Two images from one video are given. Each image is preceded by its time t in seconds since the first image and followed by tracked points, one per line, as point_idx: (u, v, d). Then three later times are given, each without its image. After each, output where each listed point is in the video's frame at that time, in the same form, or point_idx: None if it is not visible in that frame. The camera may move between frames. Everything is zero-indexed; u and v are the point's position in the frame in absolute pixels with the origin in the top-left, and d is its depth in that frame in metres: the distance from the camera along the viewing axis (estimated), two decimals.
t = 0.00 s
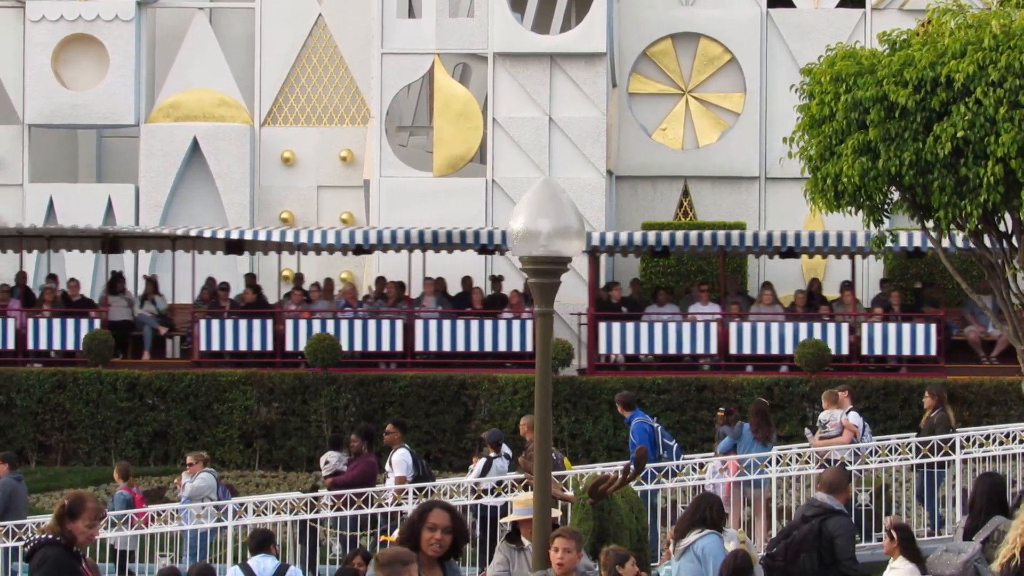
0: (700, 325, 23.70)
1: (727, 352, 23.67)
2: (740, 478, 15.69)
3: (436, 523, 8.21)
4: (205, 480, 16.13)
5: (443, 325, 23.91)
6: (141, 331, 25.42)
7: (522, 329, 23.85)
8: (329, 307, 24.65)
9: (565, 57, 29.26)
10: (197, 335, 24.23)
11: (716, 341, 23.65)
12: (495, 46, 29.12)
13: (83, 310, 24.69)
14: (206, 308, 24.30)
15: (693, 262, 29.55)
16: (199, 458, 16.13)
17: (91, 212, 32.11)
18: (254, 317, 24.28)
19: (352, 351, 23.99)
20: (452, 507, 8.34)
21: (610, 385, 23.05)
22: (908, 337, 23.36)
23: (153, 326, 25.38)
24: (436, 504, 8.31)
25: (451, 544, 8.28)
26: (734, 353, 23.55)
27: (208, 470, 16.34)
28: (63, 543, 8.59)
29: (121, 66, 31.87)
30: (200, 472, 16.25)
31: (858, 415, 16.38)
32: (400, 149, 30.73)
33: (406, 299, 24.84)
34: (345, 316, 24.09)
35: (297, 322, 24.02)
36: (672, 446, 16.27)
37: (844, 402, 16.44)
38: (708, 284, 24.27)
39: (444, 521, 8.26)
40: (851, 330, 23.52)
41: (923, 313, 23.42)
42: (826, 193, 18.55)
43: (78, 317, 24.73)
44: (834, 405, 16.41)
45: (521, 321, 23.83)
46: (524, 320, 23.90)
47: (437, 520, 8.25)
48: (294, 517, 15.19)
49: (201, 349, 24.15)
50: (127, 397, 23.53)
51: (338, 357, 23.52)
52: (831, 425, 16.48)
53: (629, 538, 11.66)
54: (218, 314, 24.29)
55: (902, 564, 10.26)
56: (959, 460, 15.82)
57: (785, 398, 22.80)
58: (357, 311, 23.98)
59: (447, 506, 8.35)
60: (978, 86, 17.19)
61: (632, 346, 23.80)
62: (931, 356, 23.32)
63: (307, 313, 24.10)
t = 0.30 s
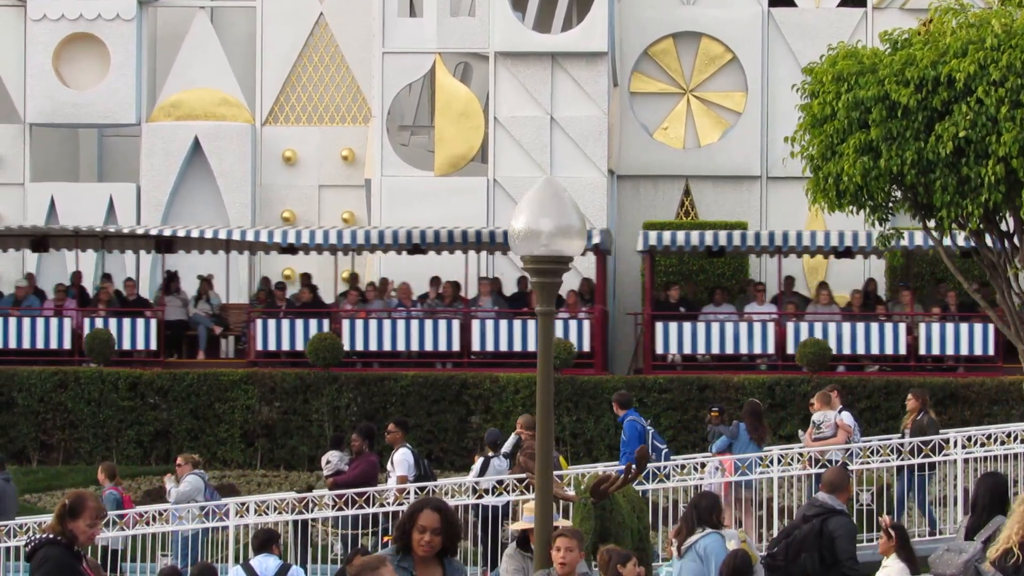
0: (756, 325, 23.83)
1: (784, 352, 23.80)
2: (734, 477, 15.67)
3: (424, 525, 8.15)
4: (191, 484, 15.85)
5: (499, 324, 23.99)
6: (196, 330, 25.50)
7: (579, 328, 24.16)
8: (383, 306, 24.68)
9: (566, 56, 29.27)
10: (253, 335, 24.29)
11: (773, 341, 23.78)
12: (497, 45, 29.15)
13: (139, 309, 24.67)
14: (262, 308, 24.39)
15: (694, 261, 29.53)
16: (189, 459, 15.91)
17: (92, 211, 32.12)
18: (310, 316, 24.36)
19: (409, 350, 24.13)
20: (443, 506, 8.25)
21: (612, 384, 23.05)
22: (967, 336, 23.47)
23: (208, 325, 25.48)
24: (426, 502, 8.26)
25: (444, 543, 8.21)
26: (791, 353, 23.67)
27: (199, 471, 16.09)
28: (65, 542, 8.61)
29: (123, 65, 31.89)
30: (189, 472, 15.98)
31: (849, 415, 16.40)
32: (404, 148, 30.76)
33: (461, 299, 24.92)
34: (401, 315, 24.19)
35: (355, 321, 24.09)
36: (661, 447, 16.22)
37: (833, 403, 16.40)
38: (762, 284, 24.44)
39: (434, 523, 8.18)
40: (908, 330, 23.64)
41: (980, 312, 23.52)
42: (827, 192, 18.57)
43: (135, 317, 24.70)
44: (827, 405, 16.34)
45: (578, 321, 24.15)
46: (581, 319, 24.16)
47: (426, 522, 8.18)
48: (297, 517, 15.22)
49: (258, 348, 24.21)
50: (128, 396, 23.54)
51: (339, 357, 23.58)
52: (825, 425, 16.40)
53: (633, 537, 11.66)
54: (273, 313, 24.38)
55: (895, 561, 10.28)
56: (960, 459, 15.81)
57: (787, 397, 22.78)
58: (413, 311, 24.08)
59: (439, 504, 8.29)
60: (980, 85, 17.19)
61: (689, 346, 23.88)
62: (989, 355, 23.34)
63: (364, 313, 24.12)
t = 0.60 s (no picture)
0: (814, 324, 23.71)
1: (841, 352, 23.69)
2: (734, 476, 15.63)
3: (424, 527, 8.14)
4: (171, 487, 15.85)
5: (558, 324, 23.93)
6: (251, 330, 25.45)
7: (636, 329, 23.90)
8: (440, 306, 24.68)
9: (567, 56, 29.29)
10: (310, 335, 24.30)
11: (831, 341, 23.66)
12: (498, 44, 29.14)
13: (195, 309, 24.63)
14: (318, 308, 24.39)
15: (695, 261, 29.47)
16: (175, 461, 15.85)
17: (93, 211, 32.12)
18: (366, 316, 24.31)
19: (466, 350, 24.12)
20: (444, 506, 8.23)
21: (612, 383, 23.05)
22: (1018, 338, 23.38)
23: (264, 325, 25.44)
24: (429, 503, 8.25)
25: (448, 543, 8.21)
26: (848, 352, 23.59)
27: (183, 473, 16.07)
28: (65, 540, 8.61)
29: (124, 65, 31.87)
30: (173, 473, 15.96)
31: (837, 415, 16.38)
32: (405, 147, 30.75)
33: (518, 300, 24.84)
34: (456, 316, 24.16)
35: (411, 322, 24.08)
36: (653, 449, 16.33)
37: (824, 405, 16.52)
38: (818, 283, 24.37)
39: (434, 525, 8.17)
40: (965, 330, 23.52)
41: None
42: (829, 192, 18.58)
43: (190, 317, 24.64)
44: (817, 406, 16.44)
45: (635, 321, 23.90)
46: (638, 319, 23.92)
47: (427, 525, 8.18)
48: (298, 516, 15.23)
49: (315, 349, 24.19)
50: (129, 395, 23.55)
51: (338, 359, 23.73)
52: (812, 427, 16.42)
53: (634, 538, 11.66)
54: (330, 313, 24.39)
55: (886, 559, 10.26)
56: (960, 458, 15.75)
57: (788, 396, 22.77)
58: (469, 310, 24.04)
59: (441, 504, 8.28)
60: (981, 84, 17.20)
61: (746, 345, 23.81)
62: None
63: (421, 313, 24.12)
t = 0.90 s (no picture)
0: (871, 325, 23.63)
1: (900, 353, 23.63)
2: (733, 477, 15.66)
3: (434, 526, 7.77)
4: (155, 488, 15.69)
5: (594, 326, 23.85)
6: (307, 331, 25.34)
7: (693, 330, 23.76)
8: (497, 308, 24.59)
9: (569, 56, 29.30)
10: (368, 336, 24.25)
11: (890, 342, 23.59)
12: (500, 45, 29.14)
13: (251, 311, 24.55)
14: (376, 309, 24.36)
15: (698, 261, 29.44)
16: (158, 463, 15.68)
17: (95, 211, 32.13)
18: (423, 316, 24.23)
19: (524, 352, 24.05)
20: (455, 503, 7.84)
21: (615, 383, 23.04)
22: None
23: (321, 326, 25.32)
24: (443, 499, 7.86)
25: (462, 540, 7.83)
26: (908, 352, 23.51)
27: (167, 474, 15.92)
28: (66, 542, 8.61)
29: (126, 66, 31.87)
30: (157, 476, 15.81)
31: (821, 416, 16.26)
32: (406, 148, 30.79)
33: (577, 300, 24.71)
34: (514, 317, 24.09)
35: (468, 324, 24.00)
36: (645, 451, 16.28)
37: (813, 407, 16.52)
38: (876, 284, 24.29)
39: (444, 523, 7.79)
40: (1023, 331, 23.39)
41: None
42: (831, 192, 18.60)
43: (246, 318, 24.57)
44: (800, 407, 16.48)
45: (692, 321, 23.76)
46: (696, 321, 23.79)
47: (438, 523, 7.80)
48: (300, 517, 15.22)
49: (372, 350, 24.15)
50: (131, 396, 23.55)
51: (340, 359, 23.68)
52: (794, 429, 16.53)
53: (636, 539, 11.66)
54: (387, 314, 24.29)
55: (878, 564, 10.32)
56: (962, 459, 15.78)
57: (790, 397, 22.76)
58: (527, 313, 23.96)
59: (455, 500, 7.86)
60: (983, 85, 17.20)
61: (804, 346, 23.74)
62: None
63: (477, 314, 24.06)
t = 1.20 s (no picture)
0: (931, 326, 23.49)
1: (959, 353, 23.43)
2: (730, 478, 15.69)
3: (441, 528, 7.72)
4: (141, 491, 15.58)
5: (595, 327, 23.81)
6: (363, 332, 24.95)
7: (753, 332, 23.62)
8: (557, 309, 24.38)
9: (571, 57, 29.30)
10: (426, 337, 24.07)
11: (948, 342, 23.42)
12: (502, 46, 29.14)
13: (308, 313, 24.35)
14: (433, 310, 24.19)
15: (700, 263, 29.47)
16: (144, 465, 15.61)
17: (98, 212, 32.14)
18: (481, 318, 24.08)
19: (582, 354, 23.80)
20: (461, 503, 7.78)
21: (617, 384, 23.06)
22: None
23: (376, 327, 24.97)
24: (449, 499, 7.80)
25: (469, 540, 7.77)
26: (967, 355, 23.33)
27: (153, 476, 15.81)
28: (70, 543, 8.61)
29: (128, 67, 31.89)
30: (143, 479, 15.71)
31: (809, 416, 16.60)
32: (410, 149, 31.36)
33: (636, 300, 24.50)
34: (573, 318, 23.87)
35: (528, 325, 23.81)
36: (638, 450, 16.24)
37: (799, 408, 16.91)
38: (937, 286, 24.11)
39: (451, 525, 7.74)
40: None
41: None
42: (833, 193, 18.62)
43: (304, 320, 24.38)
44: (788, 407, 16.80)
45: (751, 324, 23.60)
46: (756, 322, 23.62)
47: (444, 524, 7.74)
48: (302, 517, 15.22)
49: (430, 351, 23.99)
50: (133, 397, 23.56)
51: (342, 360, 23.66)
52: (782, 431, 16.85)
53: (638, 540, 11.66)
54: (444, 316, 24.14)
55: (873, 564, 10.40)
56: (964, 460, 15.81)
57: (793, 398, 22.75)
58: (586, 313, 23.81)
59: (461, 500, 7.81)
60: (986, 86, 17.20)
61: (864, 347, 23.57)
62: None
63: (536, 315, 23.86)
